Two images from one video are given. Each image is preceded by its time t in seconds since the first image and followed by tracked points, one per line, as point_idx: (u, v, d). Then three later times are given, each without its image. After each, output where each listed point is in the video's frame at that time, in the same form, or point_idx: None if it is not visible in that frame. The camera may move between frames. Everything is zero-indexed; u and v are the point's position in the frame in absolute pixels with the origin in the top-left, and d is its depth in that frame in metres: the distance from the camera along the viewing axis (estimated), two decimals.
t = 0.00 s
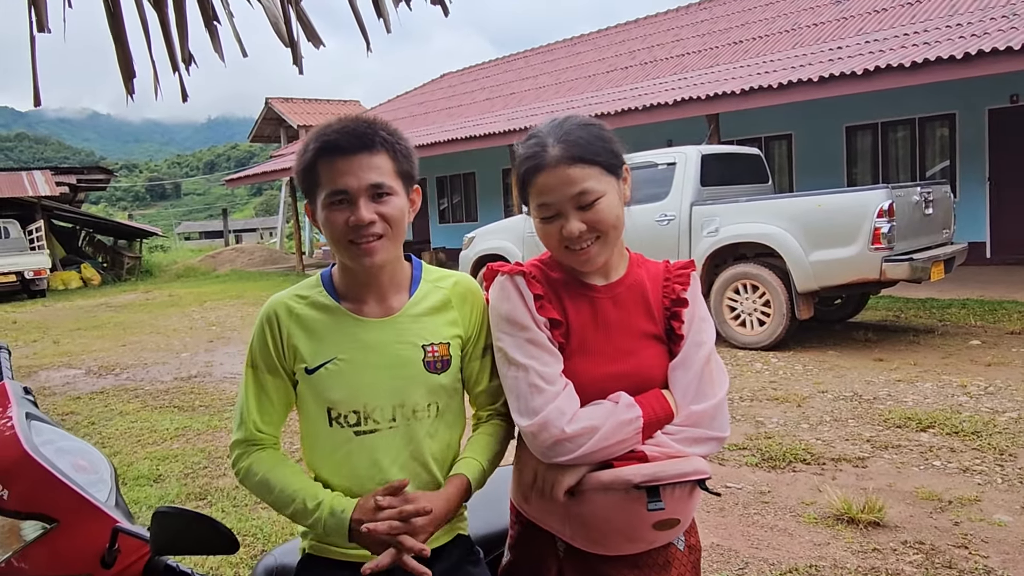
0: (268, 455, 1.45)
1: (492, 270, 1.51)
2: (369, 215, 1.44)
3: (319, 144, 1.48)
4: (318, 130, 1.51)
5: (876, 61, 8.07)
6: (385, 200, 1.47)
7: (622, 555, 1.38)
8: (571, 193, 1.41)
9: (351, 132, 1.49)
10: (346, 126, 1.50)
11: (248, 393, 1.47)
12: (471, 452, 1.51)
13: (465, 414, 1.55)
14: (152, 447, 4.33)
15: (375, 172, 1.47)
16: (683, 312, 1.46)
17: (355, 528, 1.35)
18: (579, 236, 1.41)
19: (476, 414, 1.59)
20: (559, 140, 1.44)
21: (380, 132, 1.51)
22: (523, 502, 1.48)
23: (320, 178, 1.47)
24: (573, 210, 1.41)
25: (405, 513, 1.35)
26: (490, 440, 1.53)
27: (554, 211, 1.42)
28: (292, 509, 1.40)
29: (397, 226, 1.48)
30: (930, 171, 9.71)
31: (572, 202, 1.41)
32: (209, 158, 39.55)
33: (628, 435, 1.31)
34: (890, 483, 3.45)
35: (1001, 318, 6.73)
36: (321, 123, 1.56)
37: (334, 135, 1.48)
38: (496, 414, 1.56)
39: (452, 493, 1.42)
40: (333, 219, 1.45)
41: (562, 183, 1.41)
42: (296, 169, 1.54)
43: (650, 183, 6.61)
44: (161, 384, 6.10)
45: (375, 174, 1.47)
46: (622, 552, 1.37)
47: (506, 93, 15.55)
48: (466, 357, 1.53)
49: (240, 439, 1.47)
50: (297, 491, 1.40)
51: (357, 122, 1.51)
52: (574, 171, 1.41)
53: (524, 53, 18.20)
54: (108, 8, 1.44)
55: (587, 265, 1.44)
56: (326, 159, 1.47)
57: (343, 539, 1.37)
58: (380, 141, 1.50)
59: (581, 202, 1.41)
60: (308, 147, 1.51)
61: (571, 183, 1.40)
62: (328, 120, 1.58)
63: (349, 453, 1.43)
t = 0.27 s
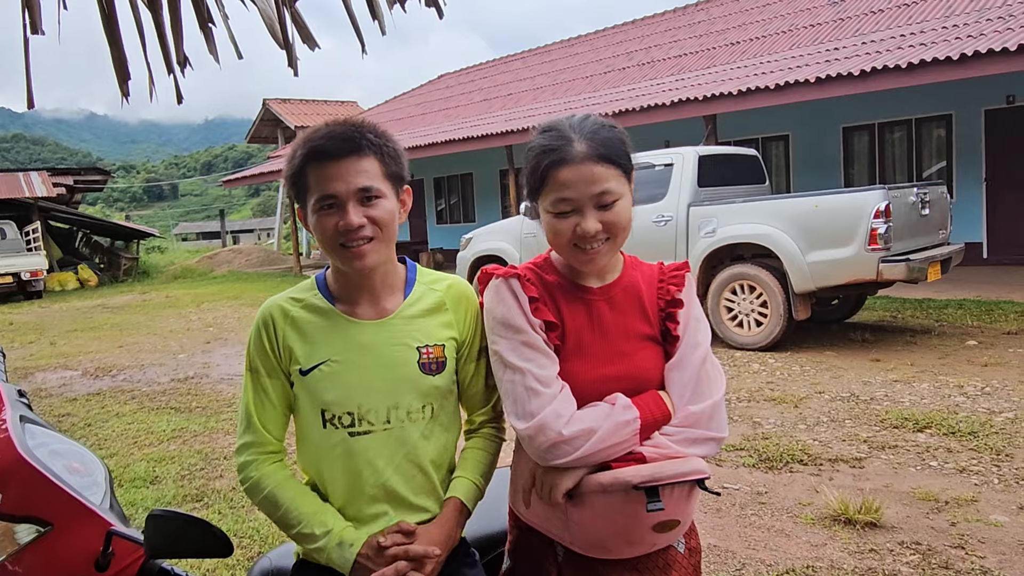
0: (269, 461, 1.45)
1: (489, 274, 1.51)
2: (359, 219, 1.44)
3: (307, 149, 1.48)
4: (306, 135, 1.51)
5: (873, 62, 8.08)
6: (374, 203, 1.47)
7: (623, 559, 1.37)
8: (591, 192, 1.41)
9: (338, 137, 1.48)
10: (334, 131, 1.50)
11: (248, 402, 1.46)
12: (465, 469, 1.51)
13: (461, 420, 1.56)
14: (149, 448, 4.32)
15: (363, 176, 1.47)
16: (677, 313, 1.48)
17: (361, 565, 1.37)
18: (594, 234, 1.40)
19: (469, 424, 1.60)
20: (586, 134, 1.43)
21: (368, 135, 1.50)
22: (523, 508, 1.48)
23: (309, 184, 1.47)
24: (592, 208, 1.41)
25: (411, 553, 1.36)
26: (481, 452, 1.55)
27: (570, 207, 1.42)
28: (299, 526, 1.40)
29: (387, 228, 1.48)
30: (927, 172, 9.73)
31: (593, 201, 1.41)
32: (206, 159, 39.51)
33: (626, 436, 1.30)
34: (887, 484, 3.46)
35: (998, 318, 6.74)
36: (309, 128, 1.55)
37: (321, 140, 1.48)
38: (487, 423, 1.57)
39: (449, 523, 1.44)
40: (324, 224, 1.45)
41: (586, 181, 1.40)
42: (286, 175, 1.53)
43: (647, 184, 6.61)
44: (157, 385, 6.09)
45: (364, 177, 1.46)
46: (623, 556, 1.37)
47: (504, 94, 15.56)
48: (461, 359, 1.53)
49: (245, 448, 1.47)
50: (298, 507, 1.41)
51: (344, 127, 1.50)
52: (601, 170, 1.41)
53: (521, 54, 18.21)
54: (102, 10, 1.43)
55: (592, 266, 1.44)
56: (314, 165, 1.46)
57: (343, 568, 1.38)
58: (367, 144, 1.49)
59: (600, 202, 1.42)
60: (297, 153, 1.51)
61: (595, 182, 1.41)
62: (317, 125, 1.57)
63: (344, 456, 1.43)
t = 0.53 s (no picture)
0: (266, 464, 1.43)
1: (476, 279, 1.51)
2: (353, 222, 1.44)
3: (300, 153, 1.48)
4: (298, 139, 1.51)
5: (869, 64, 8.09)
6: (368, 206, 1.47)
7: (618, 559, 1.37)
8: (611, 191, 1.42)
9: (329, 140, 1.48)
10: (324, 135, 1.49)
11: (245, 402, 1.45)
12: (457, 480, 1.51)
13: (452, 426, 1.55)
14: (145, 451, 4.31)
15: (355, 180, 1.46)
16: (666, 311, 1.47)
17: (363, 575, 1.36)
18: (604, 232, 1.40)
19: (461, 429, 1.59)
20: (616, 136, 1.45)
21: (360, 139, 1.50)
22: (519, 510, 1.48)
23: (303, 187, 1.47)
24: (607, 207, 1.42)
25: (419, 568, 1.36)
26: (472, 460, 1.54)
27: (586, 201, 1.41)
28: (297, 535, 1.38)
29: (381, 230, 1.48)
30: (923, 173, 9.74)
31: (610, 200, 1.42)
32: (203, 161, 39.47)
33: (615, 434, 1.30)
34: (883, 485, 3.46)
35: (994, 319, 6.76)
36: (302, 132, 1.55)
37: (312, 145, 1.47)
38: (478, 424, 1.56)
39: (444, 544, 1.43)
40: (318, 227, 1.45)
41: (611, 179, 1.41)
42: (279, 178, 1.53)
43: (644, 186, 6.62)
44: (154, 388, 6.08)
45: (357, 181, 1.46)
46: (618, 556, 1.37)
47: (501, 96, 15.57)
48: (455, 360, 1.53)
49: (241, 446, 1.44)
50: (297, 512, 1.39)
51: (335, 130, 1.50)
52: (625, 172, 1.43)
53: (518, 56, 18.22)
54: (94, 11, 1.43)
55: (592, 261, 1.43)
56: (307, 169, 1.46)
57: None
58: (358, 147, 1.49)
59: (616, 203, 1.42)
60: (289, 156, 1.50)
61: (618, 182, 1.42)
62: (309, 129, 1.57)
63: (339, 457, 1.42)
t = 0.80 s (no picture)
0: (269, 467, 1.42)
1: (469, 280, 1.51)
2: (351, 222, 1.44)
3: (298, 155, 1.48)
4: (296, 141, 1.51)
5: (864, 66, 8.12)
6: (366, 207, 1.47)
7: (611, 563, 1.37)
8: (607, 188, 1.42)
9: (327, 142, 1.48)
10: (323, 136, 1.49)
11: (244, 402, 1.44)
12: (452, 486, 1.50)
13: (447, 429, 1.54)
14: (141, 455, 4.30)
15: (354, 181, 1.46)
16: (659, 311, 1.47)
17: None
18: (597, 228, 1.40)
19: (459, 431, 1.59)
20: (615, 136, 1.45)
21: (358, 141, 1.50)
22: (515, 512, 1.48)
23: (302, 188, 1.47)
24: (602, 202, 1.42)
25: None
26: (466, 466, 1.52)
27: (582, 197, 1.41)
28: (294, 542, 1.38)
29: (379, 231, 1.48)
30: (918, 175, 9.77)
31: (605, 197, 1.42)
32: (199, 164, 39.42)
33: (600, 434, 1.30)
34: (880, 487, 3.46)
35: (990, 320, 6.77)
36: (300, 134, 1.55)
37: (311, 147, 1.47)
38: (474, 426, 1.55)
39: (443, 559, 1.43)
40: (316, 227, 1.45)
41: (607, 175, 1.41)
42: (277, 180, 1.53)
43: (640, 188, 6.63)
44: (150, 392, 6.07)
45: (356, 182, 1.46)
46: (608, 560, 1.37)
47: (497, 99, 15.58)
48: (451, 362, 1.53)
49: (242, 448, 1.43)
50: (297, 517, 1.39)
51: (334, 132, 1.50)
52: (621, 170, 1.43)
53: (514, 59, 18.23)
54: (90, 13, 1.43)
55: (584, 258, 1.42)
56: (306, 170, 1.46)
57: None
58: (356, 149, 1.49)
59: (611, 200, 1.43)
60: (287, 158, 1.50)
61: (614, 178, 1.42)
62: (308, 130, 1.57)
63: (337, 458, 1.42)
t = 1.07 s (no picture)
0: (269, 469, 1.41)
1: (464, 283, 1.52)
2: (350, 229, 1.44)
3: (298, 160, 1.48)
4: (296, 146, 1.51)
5: (860, 68, 8.14)
6: (365, 213, 1.47)
7: (602, 563, 1.37)
8: (603, 195, 1.42)
9: (328, 148, 1.48)
10: (323, 143, 1.49)
11: (243, 404, 1.44)
12: (448, 490, 1.50)
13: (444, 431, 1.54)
14: (137, 458, 4.29)
15: (353, 187, 1.47)
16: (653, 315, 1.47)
17: None
18: (592, 235, 1.41)
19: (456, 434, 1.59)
20: (612, 143, 1.45)
21: (358, 147, 1.50)
22: (509, 511, 1.48)
23: (301, 193, 1.47)
24: (598, 210, 1.42)
25: None
26: (462, 470, 1.52)
27: (578, 204, 1.42)
28: (291, 544, 1.38)
29: (377, 237, 1.48)
30: (914, 176, 9.79)
31: (601, 205, 1.42)
32: (195, 166, 39.37)
33: (593, 435, 1.30)
34: (876, 488, 3.47)
35: (985, 321, 6.79)
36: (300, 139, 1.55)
37: (311, 152, 1.47)
38: (470, 429, 1.55)
39: (440, 559, 1.42)
40: (315, 233, 1.45)
41: (603, 183, 1.41)
42: (277, 184, 1.53)
43: (637, 190, 6.64)
44: (146, 394, 6.06)
45: (355, 188, 1.47)
46: (600, 560, 1.37)
47: (494, 101, 15.58)
48: (447, 364, 1.53)
49: (240, 451, 1.44)
50: (295, 519, 1.39)
51: (334, 138, 1.50)
52: (616, 178, 1.43)
53: (511, 61, 18.24)
54: (86, 17, 1.43)
55: (579, 264, 1.43)
56: (306, 176, 1.46)
57: None
58: (356, 155, 1.49)
59: (607, 208, 1.43)
60: (287, 162, 1.50)
61: (609, 186, 1.42)
62: (307, 135, 1.57)
63: (334, 460, 1.42)
